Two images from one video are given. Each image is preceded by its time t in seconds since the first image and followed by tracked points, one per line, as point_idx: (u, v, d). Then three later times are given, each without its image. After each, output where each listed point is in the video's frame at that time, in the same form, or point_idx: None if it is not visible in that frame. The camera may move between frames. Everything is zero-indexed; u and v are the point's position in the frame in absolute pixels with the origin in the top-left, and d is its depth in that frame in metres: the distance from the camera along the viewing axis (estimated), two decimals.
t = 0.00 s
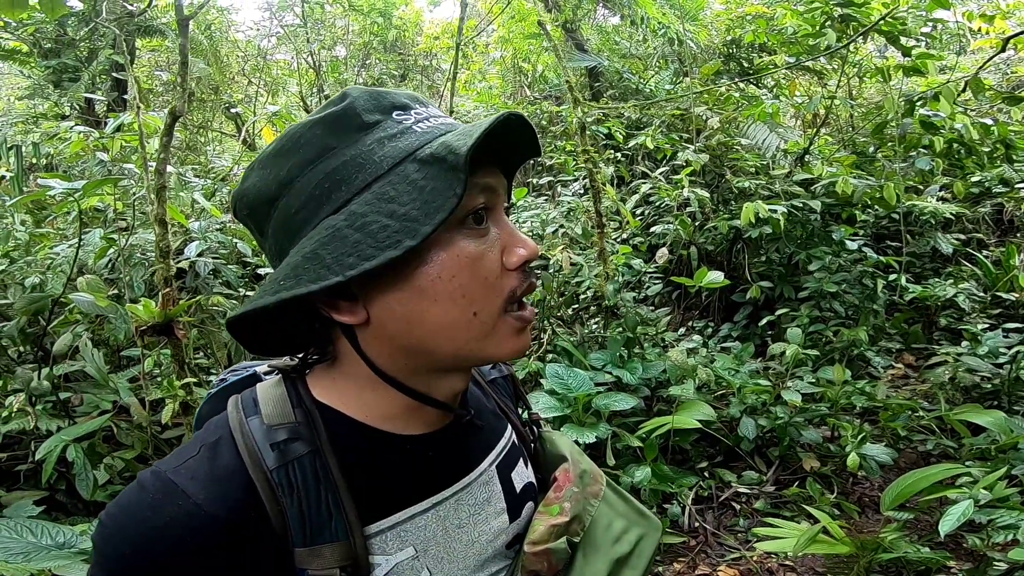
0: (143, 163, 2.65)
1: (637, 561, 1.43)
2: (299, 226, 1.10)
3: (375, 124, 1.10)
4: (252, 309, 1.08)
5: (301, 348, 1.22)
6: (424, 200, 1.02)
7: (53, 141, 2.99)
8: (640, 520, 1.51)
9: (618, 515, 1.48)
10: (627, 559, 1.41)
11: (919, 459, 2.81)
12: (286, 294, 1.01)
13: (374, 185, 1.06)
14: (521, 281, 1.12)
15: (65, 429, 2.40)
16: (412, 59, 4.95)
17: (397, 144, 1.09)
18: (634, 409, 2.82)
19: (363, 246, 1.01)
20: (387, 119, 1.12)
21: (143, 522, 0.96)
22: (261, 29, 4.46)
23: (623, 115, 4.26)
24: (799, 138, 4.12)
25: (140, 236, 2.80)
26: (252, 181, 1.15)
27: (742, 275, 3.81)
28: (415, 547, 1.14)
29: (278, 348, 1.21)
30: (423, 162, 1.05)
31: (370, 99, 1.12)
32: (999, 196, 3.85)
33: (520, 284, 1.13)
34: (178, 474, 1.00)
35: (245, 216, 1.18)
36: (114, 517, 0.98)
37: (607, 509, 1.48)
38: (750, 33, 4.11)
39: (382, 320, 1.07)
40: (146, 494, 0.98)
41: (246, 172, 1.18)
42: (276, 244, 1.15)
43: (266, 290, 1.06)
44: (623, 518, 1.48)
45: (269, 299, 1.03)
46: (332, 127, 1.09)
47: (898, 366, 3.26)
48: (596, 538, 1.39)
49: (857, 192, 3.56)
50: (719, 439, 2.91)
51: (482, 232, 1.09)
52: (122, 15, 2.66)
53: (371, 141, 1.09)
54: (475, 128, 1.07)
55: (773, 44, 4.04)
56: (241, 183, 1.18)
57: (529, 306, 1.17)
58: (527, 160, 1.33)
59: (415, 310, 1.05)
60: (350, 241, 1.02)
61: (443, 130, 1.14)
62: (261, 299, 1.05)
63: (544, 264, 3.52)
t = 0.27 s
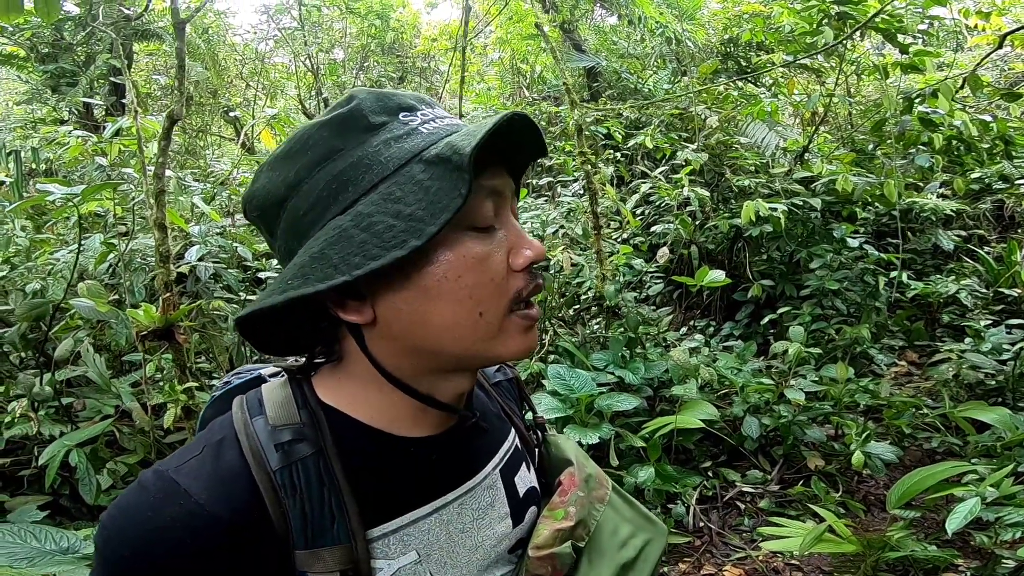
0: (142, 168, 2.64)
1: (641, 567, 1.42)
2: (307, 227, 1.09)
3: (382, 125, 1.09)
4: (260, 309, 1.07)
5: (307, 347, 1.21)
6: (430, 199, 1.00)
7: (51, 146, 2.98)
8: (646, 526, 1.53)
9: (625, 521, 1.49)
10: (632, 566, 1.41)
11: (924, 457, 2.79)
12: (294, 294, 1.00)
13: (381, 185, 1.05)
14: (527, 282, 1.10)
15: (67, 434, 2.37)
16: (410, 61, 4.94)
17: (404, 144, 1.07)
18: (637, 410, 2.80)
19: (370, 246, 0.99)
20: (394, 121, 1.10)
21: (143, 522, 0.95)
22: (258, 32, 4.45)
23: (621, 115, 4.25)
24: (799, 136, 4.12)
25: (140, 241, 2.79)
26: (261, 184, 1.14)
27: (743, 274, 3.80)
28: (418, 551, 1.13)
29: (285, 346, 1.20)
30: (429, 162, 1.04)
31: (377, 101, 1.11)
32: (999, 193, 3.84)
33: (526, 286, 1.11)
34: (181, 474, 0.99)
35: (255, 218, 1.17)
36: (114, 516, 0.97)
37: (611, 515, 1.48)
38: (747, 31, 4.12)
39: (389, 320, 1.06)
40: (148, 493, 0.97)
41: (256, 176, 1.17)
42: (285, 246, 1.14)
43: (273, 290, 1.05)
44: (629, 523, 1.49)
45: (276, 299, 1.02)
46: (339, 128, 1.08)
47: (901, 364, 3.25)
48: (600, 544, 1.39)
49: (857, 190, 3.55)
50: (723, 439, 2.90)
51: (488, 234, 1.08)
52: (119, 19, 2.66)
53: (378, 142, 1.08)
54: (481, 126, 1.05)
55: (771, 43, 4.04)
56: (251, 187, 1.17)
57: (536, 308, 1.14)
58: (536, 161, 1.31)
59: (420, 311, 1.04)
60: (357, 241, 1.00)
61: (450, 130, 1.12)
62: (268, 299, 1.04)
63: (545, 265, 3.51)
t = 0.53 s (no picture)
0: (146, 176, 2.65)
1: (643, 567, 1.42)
2: (335, 228, 1.08)
3: (423, 139, 1.09)
4: (283, 307, 1.06)
5: (314, 342, 1.20)
6: (463, 222, 1.02)
7: (56, 154, 3.00)
8: (645, 530, 1.48)
9: (623, 524, 1.45)
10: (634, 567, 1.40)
11: (930, 462, 2.77)
12: (321, 297, 1.00)
13: (414, 200, 1.05)
14: (535, 310, 1.11)
15: (71, 441, 2.37)
16: (411, 68, 4.97)
17: (442, 162, 1.07)
18: (641, 416, 2.79)
19: (400, 259, 1.00)
20: (435, 137, 1.10)
21: (150, 525, 0.94)
22: (261, 40, 4.42)
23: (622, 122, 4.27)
24: (800, 140, 4.12)
25: (144, 249, 2.80)
26: (294, 177, 1.12)
27: (746, 279, 3.79)
28: (421, 553, 1.12)
29: (294, 342, 1.19)
30: (466, 185, 1.05)
31: (422, 113, 1.10)
32: (1002, 196, 3.84)
33: (532, 312, 1.11)
34: (188, 477, 0.98)
35: (281, 210, 1.14)
36: (120, 520, 0.95)
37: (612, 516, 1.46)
38: (748, 36, 4.14)
39: (403, 330, 1.05)
40: (155, 496, 0.96)
41: (288, 167, 1.15)
42: (308, 244, 1.12)
43: (296, 289, 1.04)
44: (628, 527, 1.45)
45: (300, 298, 1.02)
46: (383, 136, 1.07)
47: (906, 368, 3.23)
48: (602, 546, 1.38)
49: (859, 194, 3.55)
50: (728, 445, 2.88)
51: (505, 256, 1.08)
52: (122, 28, 2.68)
53: (418, 155, 1.07)
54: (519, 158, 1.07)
55: (771, 48, 4.07)
56: (283, 177, 1.14)
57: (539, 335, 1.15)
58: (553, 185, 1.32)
59: (433, 324, 1.04)
60: (388, 252, 1.01)
61: (486, 154, 1.13)
62: (291, 297, 1.03)
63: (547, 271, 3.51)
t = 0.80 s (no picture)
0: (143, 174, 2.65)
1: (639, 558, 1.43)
2: (357, 219, 1.06)
3: (455, 146, 1.09)
4: (303, 293, 1.03)
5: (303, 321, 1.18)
6: (490, 235, 1.04)
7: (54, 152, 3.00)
8: (637, 521, 1.50)
9: (616, 516, 1.46)
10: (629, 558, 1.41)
11: (926, 463, 2.78)
12: (348, 289, 0.99)
13: (440, 205, 1.06)
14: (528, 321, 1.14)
15: (67, 439, 2.36)
16: (411, 68, 4.96)
17: (470, 172, 1.09)
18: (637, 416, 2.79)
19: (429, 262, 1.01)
20: (464, 146, 1.11)
21: (131, 517, 0.94)
22: (262, 40, 4.49)
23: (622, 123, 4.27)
24: (799, 143, 4.13)
25: (141, 247, 2.79)
26: (318, 158, 1.08)
27: (744, 281, 3.80)
28: (403, 542, 1.14)
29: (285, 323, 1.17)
30: (493, 199, 1.08)
31: (457, 121, 1.11)
32: (999, 199, 3.85)
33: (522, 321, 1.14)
34: (168, 468, 0.99)
35: (295, 189, 1.10)
36: (102, 514, 0.96)
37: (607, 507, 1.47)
38: (747, 39, 4.15)
39: (410, 328, 1.06)
40: (135, 489, 0.97)
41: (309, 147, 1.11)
42: (321, 230, 1.09)
43: (316, 278, 1.03)
44: (621, 518, 1.46)
45: (322, 287, 1.00)
46: (421, 136, 1.06)
47: (902, 370, 3.24)
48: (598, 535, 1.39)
49: (857, 197, 3.56)
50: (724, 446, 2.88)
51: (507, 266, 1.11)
52: (122, 26, 2.68)
53: (450, 162, 1.08)
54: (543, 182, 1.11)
55: (770, 50, 4.08)
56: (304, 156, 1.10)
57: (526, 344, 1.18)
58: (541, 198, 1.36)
59: (442, 326, 1.05)
60: (418, 253, 1.02)
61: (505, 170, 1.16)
62: (312, 286, 1.02)
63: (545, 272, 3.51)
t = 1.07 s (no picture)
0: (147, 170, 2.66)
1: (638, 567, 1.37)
2: (313, 214, 1.07)
3: (415, 132, 1.07)
4: (256, 292, 1.05)
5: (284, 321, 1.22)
6: (445, 224, 1.02)
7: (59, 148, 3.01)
8: (645, 524, 1.44)
9: (620, 519, 1.42)
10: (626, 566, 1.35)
11: (927, 463, 2.77)
12: (295, 288, 1.01)
13: (397, 195, 1.05)
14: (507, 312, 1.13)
15: (70, 433, 2.37)
16: (415, 65, 4.96)
17: (430, 158, 1.07)
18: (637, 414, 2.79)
19: (378, 256, 1.01)
20: (426, 130, 1.09)
21: (108, 502, 0.99)
22: (266, 36, 4.53)
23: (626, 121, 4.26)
24: (804, 141, 4.11)
25: (144, 242, 2.80)
26: (276, 154, 1.09)
27: (746, 279, 3.79)
28: (383, 539, 1.13)
29: (263, 321, 1.21)
30: (452, 186, 1.05)
31: (416, 105, 1.08)
32: (1005, 199, 3.83)
33: (502, 314, 1.13)
34: (147, 457, 1.03)
35: (258, 184, 1.12)
36: (85, 498, 1.01)
37: (608, 510, 1.42)
38: (752, 36, 4.15)
39: (372, 325, 1.07)
40: (114, 476, 1.01)
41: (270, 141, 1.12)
42: (284, 225, 1.11)
43: (270, 276, 1.04)
44: (625, 521, 1.41)
45: (272, 286, 1.03)
46: (375, 125, 1.05)
47: (905, 370, 3.23)
48: (592, 539, 1.36)
49: (861, 195, 3.54)
50: (724, 444, 2.88)
51: (480, 256, 1.10)
52: (127, 23, 2.70)
53: (407, 149, 1.06)
54: (507, 165, 1.08)
55: (775, 47, 4.07)
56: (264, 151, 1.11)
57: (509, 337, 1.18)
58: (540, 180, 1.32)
59: (405, 323, 1.06)
60: (367, 248, 1.01)
61: (476, 154, 1.13)
62: (263, 284, 1.04)
63: (547, 269, 3.51)
